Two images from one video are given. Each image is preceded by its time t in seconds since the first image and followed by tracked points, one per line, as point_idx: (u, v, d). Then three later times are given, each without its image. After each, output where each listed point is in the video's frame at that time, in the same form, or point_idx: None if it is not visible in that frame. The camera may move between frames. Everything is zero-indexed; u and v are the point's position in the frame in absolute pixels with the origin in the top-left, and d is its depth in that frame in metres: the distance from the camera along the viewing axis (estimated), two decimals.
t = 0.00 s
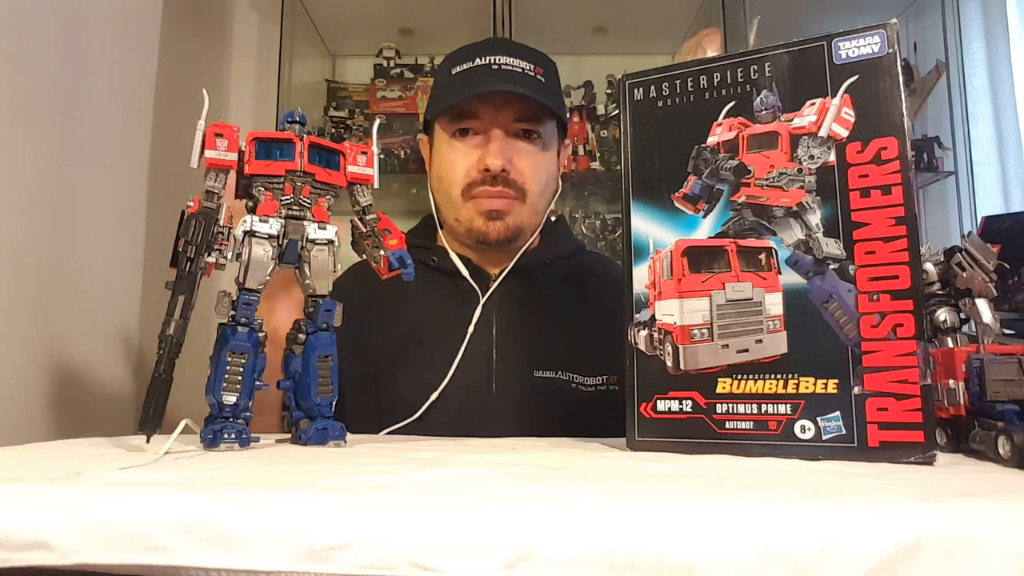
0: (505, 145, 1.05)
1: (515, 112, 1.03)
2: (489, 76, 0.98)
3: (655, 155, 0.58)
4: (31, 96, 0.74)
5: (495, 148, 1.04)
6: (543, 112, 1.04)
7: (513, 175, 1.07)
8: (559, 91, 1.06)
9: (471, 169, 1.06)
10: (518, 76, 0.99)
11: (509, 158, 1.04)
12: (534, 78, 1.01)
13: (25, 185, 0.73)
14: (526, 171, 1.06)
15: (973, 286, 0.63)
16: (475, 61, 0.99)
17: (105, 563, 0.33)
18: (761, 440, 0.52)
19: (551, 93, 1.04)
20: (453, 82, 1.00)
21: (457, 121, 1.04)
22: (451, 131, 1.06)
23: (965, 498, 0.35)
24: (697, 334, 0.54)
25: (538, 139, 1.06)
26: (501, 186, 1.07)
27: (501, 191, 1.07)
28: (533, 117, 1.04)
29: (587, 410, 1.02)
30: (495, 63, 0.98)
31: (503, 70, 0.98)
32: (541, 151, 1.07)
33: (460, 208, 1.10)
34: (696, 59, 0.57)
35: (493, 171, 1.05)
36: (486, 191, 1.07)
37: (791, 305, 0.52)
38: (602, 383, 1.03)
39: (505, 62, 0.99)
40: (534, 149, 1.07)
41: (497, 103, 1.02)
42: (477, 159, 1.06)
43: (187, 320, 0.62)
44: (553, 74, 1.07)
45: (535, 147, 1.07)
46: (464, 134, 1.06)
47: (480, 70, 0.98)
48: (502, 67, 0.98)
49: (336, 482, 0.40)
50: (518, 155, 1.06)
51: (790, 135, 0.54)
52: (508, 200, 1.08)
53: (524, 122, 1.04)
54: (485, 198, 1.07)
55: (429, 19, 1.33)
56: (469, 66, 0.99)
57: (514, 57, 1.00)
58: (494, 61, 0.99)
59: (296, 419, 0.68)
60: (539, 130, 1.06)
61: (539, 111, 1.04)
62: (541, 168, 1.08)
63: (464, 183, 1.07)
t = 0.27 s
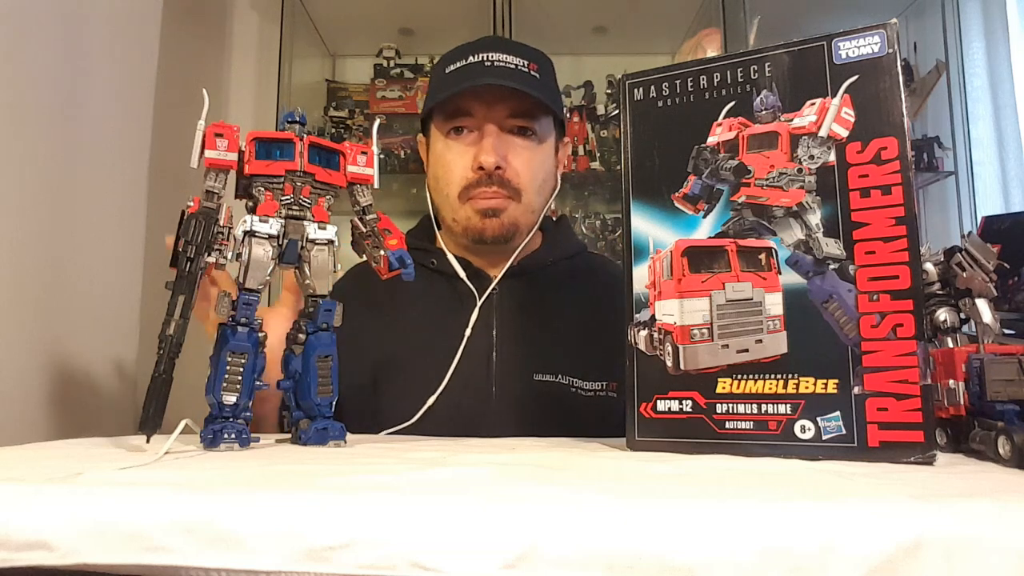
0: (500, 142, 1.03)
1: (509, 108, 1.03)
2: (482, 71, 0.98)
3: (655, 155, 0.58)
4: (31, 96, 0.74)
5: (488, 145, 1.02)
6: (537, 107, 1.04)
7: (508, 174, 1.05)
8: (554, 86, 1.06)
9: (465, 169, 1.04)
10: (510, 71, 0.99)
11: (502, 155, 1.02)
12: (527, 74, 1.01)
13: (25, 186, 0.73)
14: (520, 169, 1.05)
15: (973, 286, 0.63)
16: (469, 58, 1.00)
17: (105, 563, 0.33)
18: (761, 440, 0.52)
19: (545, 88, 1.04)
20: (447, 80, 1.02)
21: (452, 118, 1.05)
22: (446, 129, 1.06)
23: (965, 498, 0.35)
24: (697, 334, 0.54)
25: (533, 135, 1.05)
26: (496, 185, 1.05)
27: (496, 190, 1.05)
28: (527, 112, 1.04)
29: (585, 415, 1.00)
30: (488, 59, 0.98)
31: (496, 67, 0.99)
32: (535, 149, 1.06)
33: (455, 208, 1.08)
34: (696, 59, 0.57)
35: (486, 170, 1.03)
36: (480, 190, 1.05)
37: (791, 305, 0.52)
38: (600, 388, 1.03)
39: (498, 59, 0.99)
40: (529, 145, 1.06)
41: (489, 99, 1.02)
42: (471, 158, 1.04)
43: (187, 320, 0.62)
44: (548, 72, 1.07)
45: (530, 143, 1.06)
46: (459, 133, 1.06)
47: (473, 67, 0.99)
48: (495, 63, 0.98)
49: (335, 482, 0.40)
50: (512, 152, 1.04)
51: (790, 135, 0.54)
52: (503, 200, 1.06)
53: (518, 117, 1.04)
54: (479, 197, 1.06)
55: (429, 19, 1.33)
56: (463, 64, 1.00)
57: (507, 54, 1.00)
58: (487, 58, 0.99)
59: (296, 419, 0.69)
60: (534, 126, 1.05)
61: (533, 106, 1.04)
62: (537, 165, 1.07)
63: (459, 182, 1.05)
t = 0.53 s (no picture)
0: (500, 138, 1.05)
1: (508, 105, 1.05)
2: (483, 70, 0.98)
3: (656, 155, 0.58)
4: (31, 96, 0.74)
5: (489, 141, 1.04)
6: (537, 104, 1.05)
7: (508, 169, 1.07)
8: (554, 86, 1.06)
9: (465, 165, 1.07)
10: (511, 70, 0.99)
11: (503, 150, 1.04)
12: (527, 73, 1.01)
13: (25, 185, 0.73)
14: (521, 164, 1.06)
15: (973, 286, 0.63)
16: (469, 58, 1.00)
17: (104, 563, 0.33)
18: (761, 440, 0.52)
19: (545, 86, 1.04)
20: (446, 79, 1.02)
21: (452, 117, 1.06)
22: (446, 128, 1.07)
23: (964, 498, 0.35)
24: (697, 334, 0.54)
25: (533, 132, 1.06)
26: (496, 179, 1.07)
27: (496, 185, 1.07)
28: (527, 110, 1.05)
29: (582, 418, 1.02)
30: (488, 58, 0.99)
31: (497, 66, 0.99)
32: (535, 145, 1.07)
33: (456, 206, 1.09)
34: (696, 59, 0.57)
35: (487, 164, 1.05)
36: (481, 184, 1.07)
37: (791, 305, 0.52)
38: (598, 391, 1.03)
39: (498, 57, 0.99)
40: (529, 143, 1.07)
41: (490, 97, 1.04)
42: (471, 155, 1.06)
43: (187, 320, 0.62)
44: (547, 69, 1.07)
45: (531, 141, 1.07)
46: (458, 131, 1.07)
47: (474, 66, 0.99)
48: (496, 62, 0.99)
49: (335, 482, 0.40)
50: (513, 149, 1.06)
51: (790, 135, 0.54)
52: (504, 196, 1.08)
53: (518, 115, 1.06)
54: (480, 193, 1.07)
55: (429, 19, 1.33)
56: (463, 63, 1.00)
57: (507, 53, 1.01)
58: (487, 57, 0.99)
59: (296, 419, 0.68)
60: (534, 124, 1.06)
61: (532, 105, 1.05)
62: (537, 162, 1.08)
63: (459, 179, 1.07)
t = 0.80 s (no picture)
0: (500, 137, 1.05)
1: (508, 105, 1.05)
2: (481, 70, 0.99)
3: (655, 155, 0.58)
4: (31, 96, 0.74)
5: (489, 141, 1.04)
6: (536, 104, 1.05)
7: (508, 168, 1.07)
8: (553, 86, 1.06)
9: (466, 165, 1.06)
10: (509, 70, 1.00)
11: (503, 150, 1.04)
12: (526, 73, 1.02)
13: (25, 185, 0.73)
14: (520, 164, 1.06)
15: (973, 286, 0.63)
16: (467, 58, 1.01)
17: (105, 563, 0.33)
18: (761, 440, 0.52)
19: (544, 86, 1.04)
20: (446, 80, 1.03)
21: (451, 117, 1.06)
22: (445, 128, 1.07)
23: (965, 499, 0.35)
24: (697, 334, 0.54)
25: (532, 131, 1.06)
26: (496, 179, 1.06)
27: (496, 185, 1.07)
28: (526, 109, 1.05)
29: (581, 419, 1.01)
30: (487, 59, 0.99)
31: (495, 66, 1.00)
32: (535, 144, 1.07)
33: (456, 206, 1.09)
34: (696, 59, 0.57)
35: (487, 164, 1.05)
36: (481, 184, 1.06)
37: (791, 305, 0.52)
38: (597, 392, 1.03)
39: (497, 58, 1.00)
40: (528, 142, 1.07)
41: (489, 98, 1.04)
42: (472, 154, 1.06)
43: (187, 320, 0.62)
44: (545, 69, 1.07)
45: (530, 140, 1.07)
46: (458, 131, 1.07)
47: (472, 67, 1.00)
48: (494, 63, 0.99)
49: (335, 482, 0.40)
50: (512, 148, 1.06)
51: (790, 135, 0.54)
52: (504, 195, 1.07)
53: (517, 114, 1.06)
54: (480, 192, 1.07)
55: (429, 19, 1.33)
56: (462, 64, 1.01)
57: (506, 53, 1.01)
58: (485, 58, 1.00)
59: (296, 419, 0.68)
60: (533, 123, 1.06)
61: (531, 104, 1.05)
62: (537, 161, 1.08)
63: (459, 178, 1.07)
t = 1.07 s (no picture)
0: (493, 143, 1.04)
1: (501, 109, 1.03)
2: (474, 73, 0.98)
3: (656, 155, 0.58)
4: (31, 96, 0.74)
5: (482, 147, 1.03)
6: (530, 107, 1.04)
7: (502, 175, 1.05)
8: (547, 87, 1.06)
9: (460, 171, 1.05)
10: (502, 72, 0.99)
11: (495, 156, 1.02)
12: (520, 74, 1.01)
13: (25, 185, 0.73)
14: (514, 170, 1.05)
15: (973, 286, 0.63)
16: (461, 60, 1.01)
17: (105, 563, 0.33)
18: (761, 440, 0.52)
19: (538, 87, 1.03)
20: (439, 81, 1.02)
21: (445, 121, 1.05)
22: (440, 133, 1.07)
23: (965, 498, 0.35)
24: (697, 334, 0.54)
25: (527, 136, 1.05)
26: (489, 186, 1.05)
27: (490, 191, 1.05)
28: (520, 113, 1.04)
29: (578, 419, 0.99)
30: (479, 60, 0.99)
31: (487, 67, 0.99)
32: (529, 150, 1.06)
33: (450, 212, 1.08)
34: (696, 59, 0.57)
35: (479, 171, 1.02)
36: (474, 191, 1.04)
37: (791, 305, 0.52)
38: (594, 394, 1.01)
39: (489, 60, 0.99)
40: (523, 146, 1.06)
41: (481, 101, 1.02)
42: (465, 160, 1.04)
43: (187, 320, 0.62)
44: (539, 68, 1.07)
45: (524, 144, 1.06)
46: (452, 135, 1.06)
47: (465, 68, 0.99)
48: (487, 65, 0.99)
49: (336, 482, 0.40)
50: (506, 154, 1.04)
51: (790, 135, 0.54)
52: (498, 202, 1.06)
53: (511, 118, 1.04)
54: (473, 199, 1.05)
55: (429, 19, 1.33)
56: (455, 65, 1.01)
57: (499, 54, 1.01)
58: (478, 58, 1.00)
59: (296, 419, 0.68)
60: (527, 127, 1.05)
61: (525, 107, 1.03)
62: (532, 166, 1.07)
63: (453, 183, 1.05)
